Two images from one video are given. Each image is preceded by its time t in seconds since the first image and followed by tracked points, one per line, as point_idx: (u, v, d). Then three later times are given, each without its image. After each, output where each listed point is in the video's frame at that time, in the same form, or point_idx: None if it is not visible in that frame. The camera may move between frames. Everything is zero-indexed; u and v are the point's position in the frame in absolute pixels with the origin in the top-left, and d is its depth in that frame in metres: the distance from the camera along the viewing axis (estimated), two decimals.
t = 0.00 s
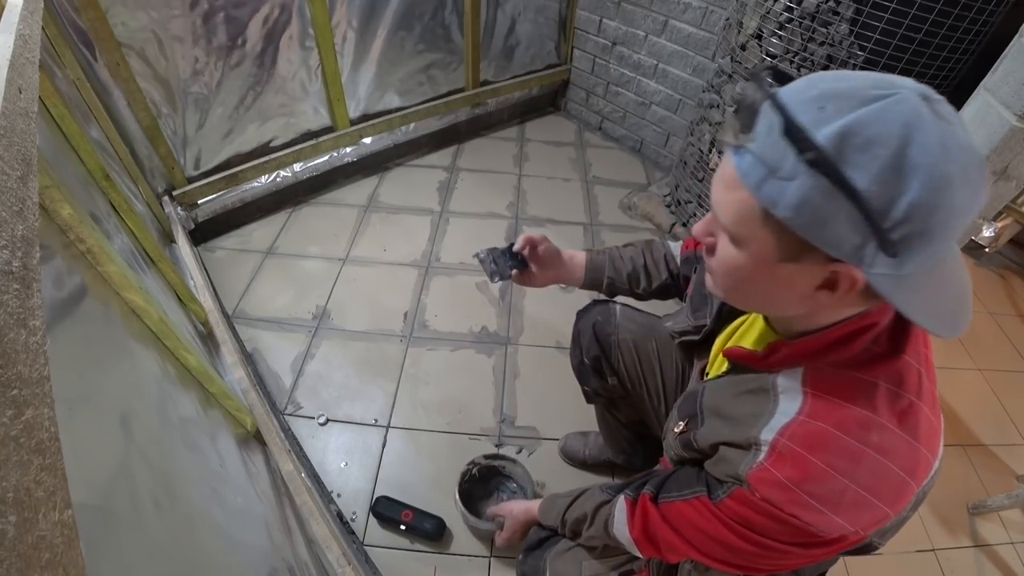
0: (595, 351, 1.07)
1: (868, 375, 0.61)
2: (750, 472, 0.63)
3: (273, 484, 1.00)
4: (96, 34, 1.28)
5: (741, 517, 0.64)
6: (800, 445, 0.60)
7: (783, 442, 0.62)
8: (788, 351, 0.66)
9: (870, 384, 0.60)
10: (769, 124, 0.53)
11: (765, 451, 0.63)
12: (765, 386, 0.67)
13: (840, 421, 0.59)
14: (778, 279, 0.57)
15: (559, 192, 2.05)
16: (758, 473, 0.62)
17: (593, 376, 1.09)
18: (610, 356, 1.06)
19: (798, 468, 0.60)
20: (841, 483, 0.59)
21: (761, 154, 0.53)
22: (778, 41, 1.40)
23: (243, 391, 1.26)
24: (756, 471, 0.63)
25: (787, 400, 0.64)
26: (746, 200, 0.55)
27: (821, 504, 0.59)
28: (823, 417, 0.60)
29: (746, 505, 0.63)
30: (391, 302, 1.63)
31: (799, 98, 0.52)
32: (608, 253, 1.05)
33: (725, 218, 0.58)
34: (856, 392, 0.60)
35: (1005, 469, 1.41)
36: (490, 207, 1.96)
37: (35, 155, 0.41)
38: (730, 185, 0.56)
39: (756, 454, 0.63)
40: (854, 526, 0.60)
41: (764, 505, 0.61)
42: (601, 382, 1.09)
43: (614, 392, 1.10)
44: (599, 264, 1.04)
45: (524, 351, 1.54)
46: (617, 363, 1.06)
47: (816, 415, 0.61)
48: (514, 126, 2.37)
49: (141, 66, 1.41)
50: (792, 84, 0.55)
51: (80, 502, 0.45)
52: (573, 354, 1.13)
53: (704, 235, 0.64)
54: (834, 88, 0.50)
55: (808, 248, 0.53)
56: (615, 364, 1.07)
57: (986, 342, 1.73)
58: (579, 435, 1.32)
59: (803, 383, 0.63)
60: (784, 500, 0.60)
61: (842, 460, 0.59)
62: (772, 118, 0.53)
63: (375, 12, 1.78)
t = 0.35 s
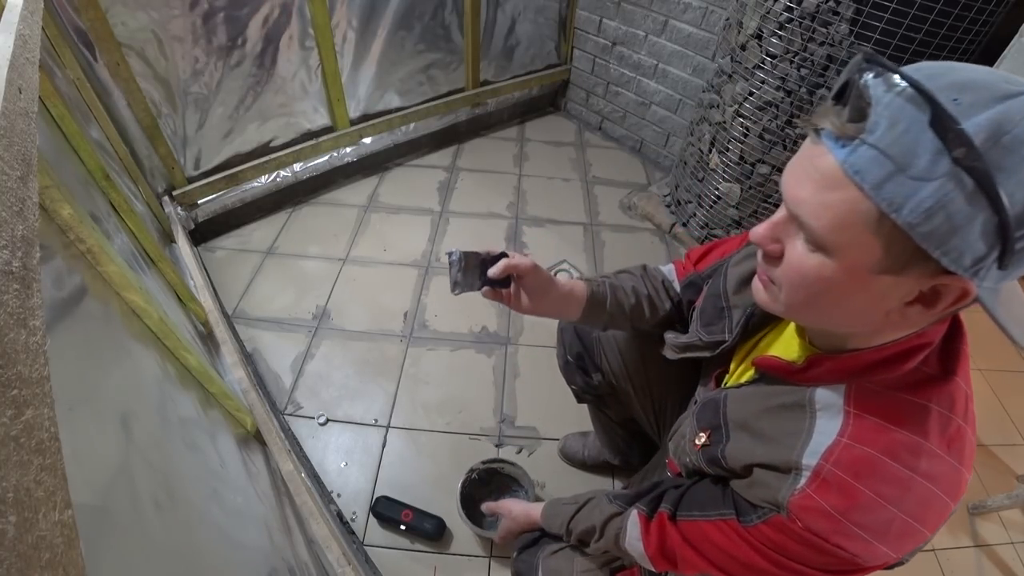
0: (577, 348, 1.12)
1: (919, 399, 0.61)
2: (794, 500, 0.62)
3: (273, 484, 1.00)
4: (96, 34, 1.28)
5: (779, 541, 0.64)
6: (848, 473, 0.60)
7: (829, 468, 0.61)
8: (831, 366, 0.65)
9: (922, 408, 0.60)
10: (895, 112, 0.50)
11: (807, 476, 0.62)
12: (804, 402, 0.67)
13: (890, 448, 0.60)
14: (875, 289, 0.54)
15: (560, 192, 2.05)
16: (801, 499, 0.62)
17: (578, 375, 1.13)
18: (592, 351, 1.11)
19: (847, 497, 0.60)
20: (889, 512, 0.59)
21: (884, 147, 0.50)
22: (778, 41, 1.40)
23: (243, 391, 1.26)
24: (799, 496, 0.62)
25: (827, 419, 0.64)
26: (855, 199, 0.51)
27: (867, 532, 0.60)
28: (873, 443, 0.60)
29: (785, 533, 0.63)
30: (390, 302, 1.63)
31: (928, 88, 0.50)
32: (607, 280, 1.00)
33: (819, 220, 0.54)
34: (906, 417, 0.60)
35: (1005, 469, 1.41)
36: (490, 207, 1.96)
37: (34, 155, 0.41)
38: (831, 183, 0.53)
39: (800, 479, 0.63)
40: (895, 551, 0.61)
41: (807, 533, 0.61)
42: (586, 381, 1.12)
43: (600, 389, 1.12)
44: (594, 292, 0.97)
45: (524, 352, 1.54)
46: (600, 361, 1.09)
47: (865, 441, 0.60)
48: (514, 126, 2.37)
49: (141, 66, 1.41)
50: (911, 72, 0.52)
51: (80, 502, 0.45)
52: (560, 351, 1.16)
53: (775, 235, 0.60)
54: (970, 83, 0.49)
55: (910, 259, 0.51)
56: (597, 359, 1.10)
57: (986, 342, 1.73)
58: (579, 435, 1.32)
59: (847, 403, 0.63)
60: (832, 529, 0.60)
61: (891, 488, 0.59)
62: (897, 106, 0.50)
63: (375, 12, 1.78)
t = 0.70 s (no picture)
0: (587, 344, 1.11)
1: (942, 414, 0.62)
2: (823, 531, 0.62)
3: (273, 483, 1.00)
4: (96, 34, 1.28)
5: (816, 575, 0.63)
6: (877, 499, 0.60)
7: (856, 495, 0.61)
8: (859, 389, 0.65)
9: (944, 424, 0.61)
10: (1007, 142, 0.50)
11: (832, 503, 0.63)
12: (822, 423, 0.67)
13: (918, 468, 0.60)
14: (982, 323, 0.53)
15: (560, 192, 2.05)
16: (831, 526, 0.62)
17: (585, 371, 1.11)
18: (602, 349, 1.10)
19: (878, 523, 0.60)
20: (924, 535, 0.59)
21: None
22: (778, 41, 1.40)
23: (243, 391, 1.26)
24: (829, 525, 0.62)
25: (844, 439, 0.64)
26: (991, 235, 0.49)
27: (905, 558, 0.59)
28: (899, 464, 0.61)
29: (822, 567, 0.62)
30: (390, 302, 1.63)
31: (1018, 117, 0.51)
32: (619, 282, 1.01)
33: (959, 265, 0.50)
34: (930, 434, 0.61)
35: (1005, 469, 1.41)
36: (490, 207, 1.96)
37: (34, 155, 0.41)
38: (964, 222, 0.49)
39: (825, 507, 0.63)
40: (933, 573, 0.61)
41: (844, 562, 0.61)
42: (592, 377, 1.11)
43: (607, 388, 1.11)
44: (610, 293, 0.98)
45: (524, 352, 1.54)
46: (608, 356, 1.08)
47: (892, 464, 0.61)
48: (514, 126, 2.37)
49: (141, 66, 1.41)
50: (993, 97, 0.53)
51: (80, 502, 0.45)
52: (567, 349, 1.15)
53: (856, 283, 0.55)
54: None
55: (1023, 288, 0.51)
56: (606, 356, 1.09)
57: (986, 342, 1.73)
58: (579, 435, 1.32)
59: (868, 423, 0.63)
60: (868, 558, 0.60)
61: (923, 510, 0.59)
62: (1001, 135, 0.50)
63: (375, 12, 1.78)
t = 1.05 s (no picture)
0: (589, 351, 1.08)
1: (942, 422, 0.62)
2: (822, 537, 0.63)
3: (273, 483, 1.00)
4: (96, 34, 1.28)
5: None
6: (876, 505, 0.61)
7: (856, 501, 0.62)
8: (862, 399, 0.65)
9: (945, 432, 0.62)
10: None
11: (832, 509, 0.63)
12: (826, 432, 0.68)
13: (918, 474, 0.61)
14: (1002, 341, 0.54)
15: (560, 192, 2.05)
16: (831, 532, 0.62)
17: (587, 377, 1.09)
18: (605, 356, 1.06)
19: (877, 528, 0.60)
20: (924, 543, 0.59)
21: None
22: (778, 41, 1.40)
23: (243, 391, 1.26)
24: (829, 530, 0.63)
25: (849, 447, 0.65)
26: (1019, 250, 0.50)
27: (904, 566, 0.59)
28: (899, 471, 0.61)
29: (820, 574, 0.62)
30: (390, 302, 1.63)
31: None
32: (625, 291, 1.01)
33: (987, 279, 0.51)
34: (931, 441, 0.62)
35: (1006, 469, 1.41)
36: (490, 207, 1.96)
37: (35, 155, 0.41)
38: (995, 237, 0.50)
39: (825, 514, 0.64)
40: None
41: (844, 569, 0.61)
42: (595, 384, 1.08)
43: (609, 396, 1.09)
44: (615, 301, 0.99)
45: (524, 352, 1.54)
46: (610, 364, 1.06)
47: (892, 469, 0.62)
48: (514, 126, 2.37)
49: (141, 66, 1.41)
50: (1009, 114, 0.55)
51: (80, 502, 0.45)
52: (568, 353, 1.13)
53: (881, 301, 0.55)
54: None
55: None
56: (609, 364, 1.06)
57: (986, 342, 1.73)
58: (579, 435, 1.31)
59: (869, 430, 0.64)
60: (867, 564, 0.60)
61: (922, 517, 0.59)
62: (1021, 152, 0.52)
63: (375, 12, 1.78)
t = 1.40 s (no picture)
0: (597, 338, 1.06)
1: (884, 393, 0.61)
2: (761, 503, 0.61)
3: (273, 483, 1.00)
4: (96, 34, 1.28)
5: (756, 555, 0.61)
6: (813, 470, 0.59)
7: (794, 467, 0.60)
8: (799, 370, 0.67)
9: (886, 403, 0.60)
10: (919, 147, 0.52)
11: (773, 476, 0.62)
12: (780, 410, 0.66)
13: (855, 442, 0.59)
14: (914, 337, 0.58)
15: (559, 192, 2.05)
16: (769, 500, 0.60)
17: (593, 364, 1.08)
18: (611, 343, 1.05)
19: (811, 494, 0.58)
20: (858, 511, 0.57)
21: (870, 184, 0.52)
22: (778, 41, 1.40)
23: (243, 391, 1.26)
24: (766, 497, 0.61)
25: (798, 420, 0.64)
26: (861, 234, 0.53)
27: (838, 532, 0.57)
28: (837, 438, 0.60)
29: (759, 541, 0.60)
30: (391, 302, 1.63)
31: (915, 122, 0.54)
32: (627, 278, 1.04)
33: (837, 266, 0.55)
34: (869, 410, 0.60)
35: (1006, 469, 1.41)
36: (490, 207, 1.96)
37: (34, 155, 0.41)
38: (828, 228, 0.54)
39: (765, 482, 0.62)
40: (875, 557, 0.58)
41: (780, 537, 0.59)
42: (599, 371, 1.08)
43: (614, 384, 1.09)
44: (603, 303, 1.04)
45: (524, 352, 1.54)
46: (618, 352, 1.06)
47: (830, 436, 0.60)
48: (514, 127, 2.37)
49: (141, 66, 1.41)
50: (888, 101, 0.55)
51: (80, 502, 0.45)
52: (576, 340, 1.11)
53: (819, 284, 0.58)
54: (936, 120, 0.55)
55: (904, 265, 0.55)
56: (615, 352, 1.06)
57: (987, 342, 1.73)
58: (579, 435, 1.31)
59: (815, 401, 0.63)
60: (802, 529, 0.58)
61: (858, 484, 0.58)
62: (912, 139, 0.52)
63: (375, 12, 1.78)
